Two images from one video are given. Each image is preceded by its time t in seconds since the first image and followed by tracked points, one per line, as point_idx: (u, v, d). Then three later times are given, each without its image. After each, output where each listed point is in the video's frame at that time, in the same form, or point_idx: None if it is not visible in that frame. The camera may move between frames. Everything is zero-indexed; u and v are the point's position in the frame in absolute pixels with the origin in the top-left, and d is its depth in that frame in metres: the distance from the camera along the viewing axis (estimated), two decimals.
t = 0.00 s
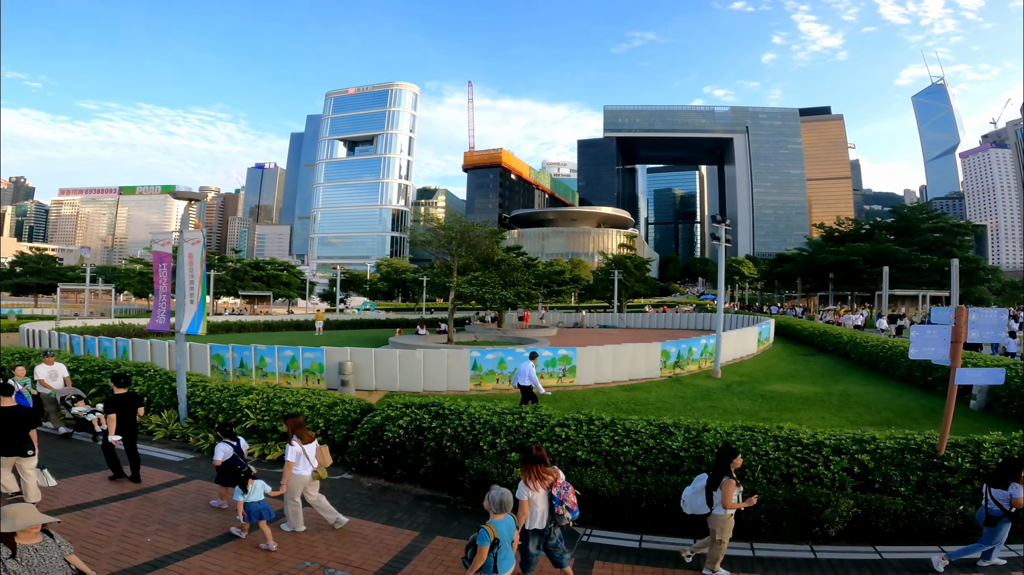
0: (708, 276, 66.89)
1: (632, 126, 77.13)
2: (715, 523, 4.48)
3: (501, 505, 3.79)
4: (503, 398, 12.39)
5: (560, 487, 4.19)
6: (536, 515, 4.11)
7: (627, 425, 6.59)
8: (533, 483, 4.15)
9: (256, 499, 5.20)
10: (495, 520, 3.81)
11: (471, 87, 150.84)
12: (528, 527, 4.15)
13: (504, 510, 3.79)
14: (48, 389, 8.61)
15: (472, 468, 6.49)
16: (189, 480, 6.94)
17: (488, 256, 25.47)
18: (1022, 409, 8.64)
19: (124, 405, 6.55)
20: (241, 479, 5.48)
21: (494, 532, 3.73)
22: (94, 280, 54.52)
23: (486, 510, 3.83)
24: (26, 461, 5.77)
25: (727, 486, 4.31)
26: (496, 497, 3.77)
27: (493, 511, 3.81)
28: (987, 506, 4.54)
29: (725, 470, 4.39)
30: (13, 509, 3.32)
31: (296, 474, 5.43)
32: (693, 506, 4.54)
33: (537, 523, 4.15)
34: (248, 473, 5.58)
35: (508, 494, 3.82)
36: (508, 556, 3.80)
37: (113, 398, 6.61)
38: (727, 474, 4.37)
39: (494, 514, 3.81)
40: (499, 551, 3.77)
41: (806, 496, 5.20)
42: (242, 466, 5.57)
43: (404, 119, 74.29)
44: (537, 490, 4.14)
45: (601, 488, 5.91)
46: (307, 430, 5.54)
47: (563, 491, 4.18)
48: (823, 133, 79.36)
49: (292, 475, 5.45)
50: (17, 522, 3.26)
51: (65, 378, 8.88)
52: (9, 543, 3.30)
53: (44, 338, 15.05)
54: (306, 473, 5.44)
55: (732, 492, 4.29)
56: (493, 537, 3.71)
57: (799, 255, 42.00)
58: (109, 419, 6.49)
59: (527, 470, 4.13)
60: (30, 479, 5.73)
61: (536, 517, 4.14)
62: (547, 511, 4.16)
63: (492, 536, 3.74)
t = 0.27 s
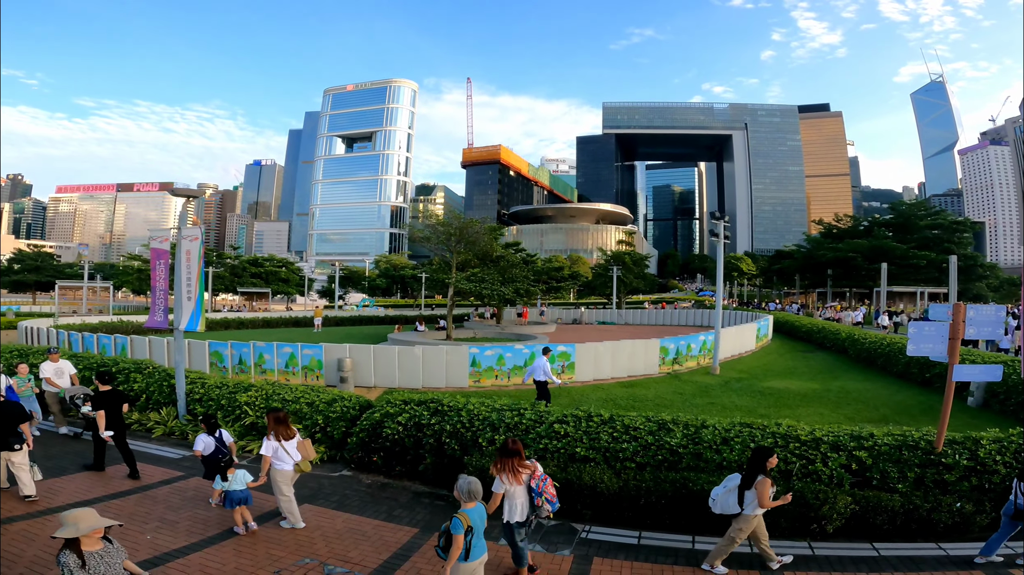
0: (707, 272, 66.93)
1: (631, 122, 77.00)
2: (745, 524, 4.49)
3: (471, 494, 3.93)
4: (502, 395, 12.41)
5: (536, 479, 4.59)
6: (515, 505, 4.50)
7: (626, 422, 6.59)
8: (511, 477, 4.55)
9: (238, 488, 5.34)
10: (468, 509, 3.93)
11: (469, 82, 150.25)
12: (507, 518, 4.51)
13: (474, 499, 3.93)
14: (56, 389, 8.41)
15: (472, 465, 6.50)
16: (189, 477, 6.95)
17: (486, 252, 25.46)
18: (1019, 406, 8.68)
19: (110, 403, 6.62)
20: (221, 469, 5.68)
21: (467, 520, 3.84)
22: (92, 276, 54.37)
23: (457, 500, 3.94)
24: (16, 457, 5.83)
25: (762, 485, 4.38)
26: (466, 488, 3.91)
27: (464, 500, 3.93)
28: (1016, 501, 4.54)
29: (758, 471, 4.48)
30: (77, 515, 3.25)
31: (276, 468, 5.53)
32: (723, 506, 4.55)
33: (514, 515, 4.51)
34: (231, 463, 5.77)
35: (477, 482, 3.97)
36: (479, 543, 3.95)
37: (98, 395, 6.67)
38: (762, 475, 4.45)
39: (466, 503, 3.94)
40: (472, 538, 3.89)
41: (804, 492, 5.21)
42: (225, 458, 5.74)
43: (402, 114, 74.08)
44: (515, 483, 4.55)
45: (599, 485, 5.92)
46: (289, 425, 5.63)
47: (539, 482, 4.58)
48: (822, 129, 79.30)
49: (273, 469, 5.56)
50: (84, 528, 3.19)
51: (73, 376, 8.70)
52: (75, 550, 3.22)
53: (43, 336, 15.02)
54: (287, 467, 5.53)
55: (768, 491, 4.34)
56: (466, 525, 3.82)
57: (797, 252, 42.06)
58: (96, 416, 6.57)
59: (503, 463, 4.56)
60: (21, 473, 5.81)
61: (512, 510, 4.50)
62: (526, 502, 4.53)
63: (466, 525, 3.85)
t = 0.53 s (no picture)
0: (705, 268, 67.03)
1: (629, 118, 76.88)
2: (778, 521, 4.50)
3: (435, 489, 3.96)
4: (501, 391, 12.43)
5: (517, 473, 4.64)
6: (497, 498, 4.57)
7: (624, 419, 6.61)
8: (494, 470, 4.62)
9: (224, 482, 5.48)
10: (433, 504, 3.99)
11: (467, 78, 149.86)
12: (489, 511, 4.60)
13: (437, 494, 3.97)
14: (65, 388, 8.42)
15: (471, 462, 6.51)
16: (187, 476, 6.94)
17: (484, 249, 25.42)
18: (1016, 402, 8.72)
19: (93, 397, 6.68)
20: (209, 463, 5.91)
21: (432, 514, 3.92)
22: (89, 274, 54.13)
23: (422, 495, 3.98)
24: None
25: (799, 480, 4.34)
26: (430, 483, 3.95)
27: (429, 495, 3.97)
28: None
29: (795, 466, 4.43)
30: (136, 518, 3.08)
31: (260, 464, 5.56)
32: (759, 504, 4.51)
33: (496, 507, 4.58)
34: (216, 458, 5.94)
35: (440, 477, 3.99)
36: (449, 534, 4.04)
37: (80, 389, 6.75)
38: (798, 469, 4.41)
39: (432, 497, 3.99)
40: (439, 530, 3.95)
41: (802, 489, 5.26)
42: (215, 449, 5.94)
43: (400, 111, 73.88)
44: (497, 477, 4.61)
45: (598, 481, 5.92)
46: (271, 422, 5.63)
47: (521, 475, 4.63)
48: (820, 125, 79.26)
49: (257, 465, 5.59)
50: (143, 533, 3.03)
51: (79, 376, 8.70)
52: (129, 555, 3.06)
53: (39, 334, 14.96)
54: (271, 462, 5.56)
55: (806, 486, 4.31)
56: (432, 519, 3.90)
57: (795, 248, 42.10)
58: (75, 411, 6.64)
59: (487, 456, 4.62)
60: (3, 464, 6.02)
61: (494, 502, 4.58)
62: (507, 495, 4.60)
63: (432, 519, 3.92)
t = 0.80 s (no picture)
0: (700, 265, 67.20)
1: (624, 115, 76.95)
2: (809, 517, 4.46)
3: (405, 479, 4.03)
4: (499, 389, 12.43)
5: (499, 463, 4.75)
6: (475, 485, 4.68)
7: (621, 415, 6.60)
8: (478, 458, 4.73)
9: (206, 476, 5.57)
10: (401, 494, 4.06)
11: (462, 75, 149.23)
12: (465, 498, 4.71)
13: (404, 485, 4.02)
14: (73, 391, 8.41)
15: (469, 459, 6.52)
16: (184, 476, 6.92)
17: (480, 246, 25.42)
18: (1011, 398, 8.79)
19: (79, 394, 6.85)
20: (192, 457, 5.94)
21: (399, 504, 3.98)
22: (83, 274, 53.83)
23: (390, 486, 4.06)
24: None
25: (830, 480, 4.32)
26: (401, 473, 4.02)
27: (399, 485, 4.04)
28: None
29: (827, 465, 4.40)
30: (189, 530, 3.12)
31: (241, 458, 5.62)
32: (788, 500, 4.53)
33: (471, 496, 4.69)
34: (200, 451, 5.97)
35: (409, 468, 4.05)
36: (419, 525, 4.10)
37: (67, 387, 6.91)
38: (829, 469, 4.38)
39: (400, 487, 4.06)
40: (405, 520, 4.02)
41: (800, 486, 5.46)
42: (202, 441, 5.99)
43: (395, 109, 73.72)
44: (479, 465, 4.73)
45: (595, 478, 5.95)
46: (251, 416, 5.72)
47: (502, 466, 4.75)
48: (814, 122, 79.47)
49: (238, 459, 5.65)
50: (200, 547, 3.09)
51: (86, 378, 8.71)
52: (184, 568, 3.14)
53: (33, 334, 14.88)
54: (250, 457, 5.62)
55: (837, 485, 4.29)
56: (398, 509, 3.96)
57: (790, 244, 42.31)
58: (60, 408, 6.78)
59: (473, 445, 4.74)
60: None
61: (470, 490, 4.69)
62: (487, 484, 4.72)
63: (398, 509, 3.99)
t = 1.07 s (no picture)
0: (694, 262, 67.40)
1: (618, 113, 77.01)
2: (849, 518, 4.45)
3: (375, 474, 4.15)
4: (494, 386, 12.44)
5: (479, 454, 4.94)
6: (459, 478, 4.88)
7: (616, 412, 6.63)
8: (458, 451, 4.89)
9: (182, 473, 5.70)
10: (373, 487, 4.20)
11: (456, 72, 148.83)
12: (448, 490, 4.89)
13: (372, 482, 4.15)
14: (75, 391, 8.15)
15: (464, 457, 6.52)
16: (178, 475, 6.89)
17: (475, 243, 25.39)
18: (1002, 394, 8.89)
19: (60, 390, 6.90)
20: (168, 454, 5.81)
21: (371, 497, 4.13)
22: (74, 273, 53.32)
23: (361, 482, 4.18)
24: None
25: (869, 482, 4.29)
26: (371, 468, 4.13)
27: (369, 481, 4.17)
28: None
29: (864, 466, 4.38)
30: (239, 536, 3.34)
31: (218, 454, 5.66)
32: (826, 502, 4.52)
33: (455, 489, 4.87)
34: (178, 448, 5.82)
35: (381, 463, 4.14)
36: (388, 518, 4.18)
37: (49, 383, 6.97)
38: (867, 470, 4.36)
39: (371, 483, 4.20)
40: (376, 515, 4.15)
41: (794, 482, 5.50)
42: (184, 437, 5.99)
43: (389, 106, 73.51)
44: (460, 457, 4.89)
45: (591, 475, 5.97)
46: (230, 413, 5.65)
47: (483, 457, 4.94)
48: (807, 119, 79.80)
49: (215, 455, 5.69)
50: (249, 553, 3.32)
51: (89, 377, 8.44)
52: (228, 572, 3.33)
53: (24, 334, 14.74)
54: (230, 453, 5.67)
55: (876, 487, 4.26)
56: (369, 502, 4.11)
57: (783, 241, 42.50)
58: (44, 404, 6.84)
59: (452, 438, 4.89)
60: None
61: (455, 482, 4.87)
62: (469, 475, 4.90)
63: (371, 501, 4.14)
